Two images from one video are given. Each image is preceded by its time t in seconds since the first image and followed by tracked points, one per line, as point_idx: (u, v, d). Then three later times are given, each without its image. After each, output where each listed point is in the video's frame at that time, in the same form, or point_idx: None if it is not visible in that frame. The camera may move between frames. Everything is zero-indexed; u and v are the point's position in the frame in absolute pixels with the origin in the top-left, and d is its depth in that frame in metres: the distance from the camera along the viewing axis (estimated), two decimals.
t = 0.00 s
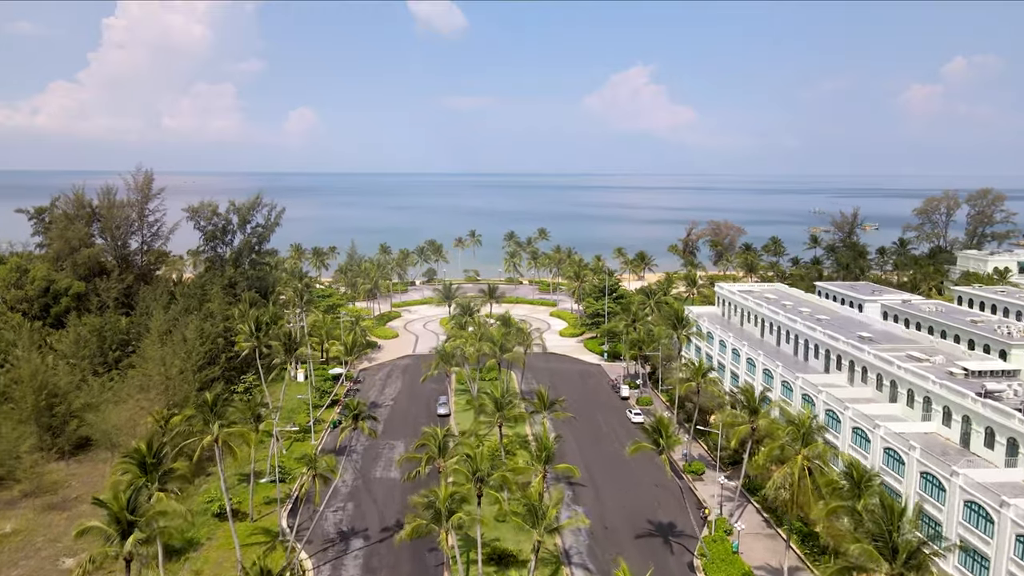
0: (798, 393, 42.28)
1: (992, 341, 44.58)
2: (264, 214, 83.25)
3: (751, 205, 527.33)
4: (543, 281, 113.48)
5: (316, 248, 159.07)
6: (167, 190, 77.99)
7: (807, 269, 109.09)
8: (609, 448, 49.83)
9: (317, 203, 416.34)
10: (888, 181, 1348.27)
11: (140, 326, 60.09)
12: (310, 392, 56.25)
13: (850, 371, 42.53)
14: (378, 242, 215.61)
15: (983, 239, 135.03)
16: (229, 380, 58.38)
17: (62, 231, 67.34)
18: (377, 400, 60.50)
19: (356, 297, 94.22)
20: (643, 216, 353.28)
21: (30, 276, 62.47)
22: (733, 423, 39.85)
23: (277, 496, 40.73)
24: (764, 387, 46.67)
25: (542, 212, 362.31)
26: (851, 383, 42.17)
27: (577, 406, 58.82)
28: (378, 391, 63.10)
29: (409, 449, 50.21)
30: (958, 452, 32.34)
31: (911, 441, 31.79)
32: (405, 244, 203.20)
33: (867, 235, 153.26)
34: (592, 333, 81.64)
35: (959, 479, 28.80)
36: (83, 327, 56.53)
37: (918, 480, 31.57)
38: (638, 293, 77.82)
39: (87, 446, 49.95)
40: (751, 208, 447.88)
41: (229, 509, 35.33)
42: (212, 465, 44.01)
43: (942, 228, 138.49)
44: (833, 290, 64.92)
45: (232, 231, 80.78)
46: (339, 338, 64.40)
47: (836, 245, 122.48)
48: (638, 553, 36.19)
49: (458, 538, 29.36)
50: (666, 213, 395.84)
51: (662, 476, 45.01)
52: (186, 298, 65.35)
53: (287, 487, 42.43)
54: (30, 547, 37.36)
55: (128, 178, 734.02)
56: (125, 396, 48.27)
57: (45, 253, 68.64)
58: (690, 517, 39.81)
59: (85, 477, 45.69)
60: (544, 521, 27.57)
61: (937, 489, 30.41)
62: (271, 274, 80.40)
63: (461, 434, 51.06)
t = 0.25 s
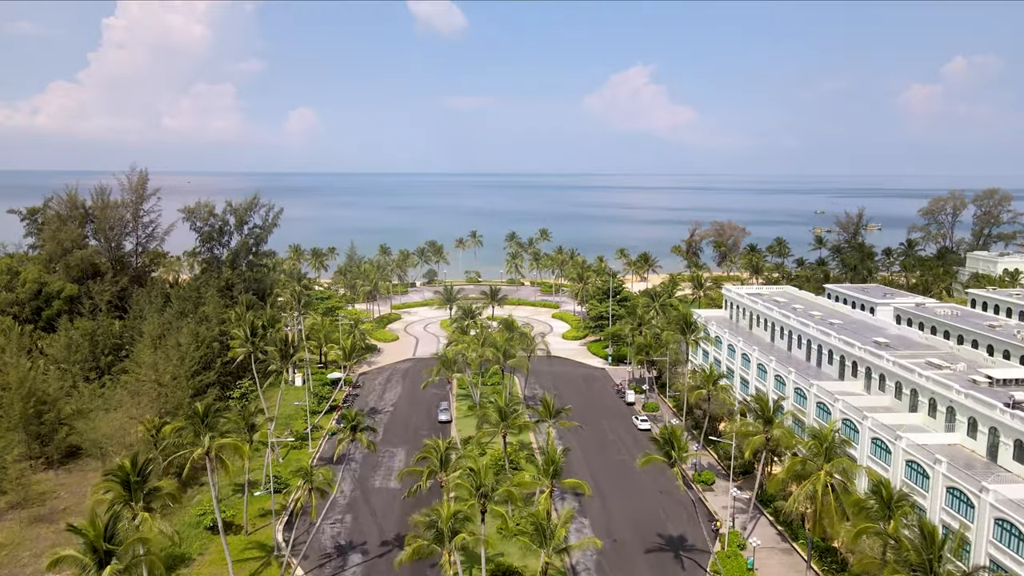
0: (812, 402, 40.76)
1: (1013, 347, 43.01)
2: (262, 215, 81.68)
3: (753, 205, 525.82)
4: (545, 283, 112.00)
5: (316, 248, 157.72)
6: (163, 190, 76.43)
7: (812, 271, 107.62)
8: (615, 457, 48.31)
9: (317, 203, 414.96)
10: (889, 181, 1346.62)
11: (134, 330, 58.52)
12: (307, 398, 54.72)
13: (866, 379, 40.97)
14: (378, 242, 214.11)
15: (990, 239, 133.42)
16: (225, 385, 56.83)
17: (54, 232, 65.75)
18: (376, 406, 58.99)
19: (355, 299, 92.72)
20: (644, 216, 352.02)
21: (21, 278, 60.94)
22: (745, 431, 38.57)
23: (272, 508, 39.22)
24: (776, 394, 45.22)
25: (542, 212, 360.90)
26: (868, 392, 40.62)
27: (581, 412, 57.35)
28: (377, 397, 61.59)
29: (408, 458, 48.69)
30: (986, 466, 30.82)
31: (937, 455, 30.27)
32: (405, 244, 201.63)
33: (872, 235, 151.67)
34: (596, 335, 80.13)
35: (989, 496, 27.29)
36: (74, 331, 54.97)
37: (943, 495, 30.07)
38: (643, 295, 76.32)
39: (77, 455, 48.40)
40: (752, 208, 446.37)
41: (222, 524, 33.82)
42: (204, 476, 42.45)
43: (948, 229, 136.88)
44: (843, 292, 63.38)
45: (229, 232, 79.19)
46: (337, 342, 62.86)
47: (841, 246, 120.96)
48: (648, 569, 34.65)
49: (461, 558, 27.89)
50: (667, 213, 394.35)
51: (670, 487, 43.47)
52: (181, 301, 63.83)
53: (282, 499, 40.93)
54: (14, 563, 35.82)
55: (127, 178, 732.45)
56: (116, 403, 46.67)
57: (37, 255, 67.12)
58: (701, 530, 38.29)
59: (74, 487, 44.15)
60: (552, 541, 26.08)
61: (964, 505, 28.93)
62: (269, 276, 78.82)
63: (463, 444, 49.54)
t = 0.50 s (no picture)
0: (828, 411, 39.29)
1: None
2: (259, 215, 80.15)
3: (754, 205, 524.25)
4: (547, 284, 110.49)
5: (315, 249, 156.45)
6: (158, 190, 74.89)
7: (818, 272, 106.21)
8: (621, 467, 46.77)
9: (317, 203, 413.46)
10: (890, 180, 1344.99)
11: (126, 334, 57.00)
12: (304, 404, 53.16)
13: (884, 388, 39.42)
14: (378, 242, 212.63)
15: (997, 240, 131.84)
16: (219, 391, 55.34)
17: (46, 233, 64.23)
18: (375, 412, 57.48)
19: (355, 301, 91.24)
20: (645, 216, 350.83)
21: (10, 281, 59.41)
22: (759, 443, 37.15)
23: (266, 521, 37.70)
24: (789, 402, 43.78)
25: (543, 212, 359.41)
26: (886, 401, 39.10)
27: (586, 418, 55.81)
28: (376, 402, 60.06)
29: (408, 467, 47.20)
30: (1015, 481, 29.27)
31: (963, 470, 28.75)
32: (405, 245, 200.11)
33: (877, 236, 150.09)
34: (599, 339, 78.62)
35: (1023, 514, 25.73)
36: (65, 335, 53.46)
37: (971, 512, 28.52)
38: (648, 298, 74.87)
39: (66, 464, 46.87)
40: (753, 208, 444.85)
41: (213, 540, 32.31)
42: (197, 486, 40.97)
43: (954, 229, 135.28)
44: (854, 295, 61.82)
45: (226, 233, 77.65)
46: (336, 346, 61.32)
47: (847, 247, 119.39)
48: None
49: None
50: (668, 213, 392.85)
51: (679, 498, 41.96)
52: (176, 304, 62.33)
53: (278, 511, 39.41)
54: None
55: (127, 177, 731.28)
56: (106, 410, 45.15)
57: (28, 257, 65.62)
58: (713, 545, 36.76)
59: (61, 498, 42.62)
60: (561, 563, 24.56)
61: (994, 522, 27.37)
62: (266, 279, 77.29)
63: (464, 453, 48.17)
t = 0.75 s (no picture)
0: (844, 420, 37.84)
1: None
2: (256, 217, 78.64)
3: (755, 205, 522.50)
4: (549, 286, 109.08)
5: (315, 249, 155.09)
6: (152, 191, 73.35)
7: (823, 273, 104.74)
8: (629, 477, 45.28)
9: (316, 203, 411.98)
10: (890, 180, 1343.57)
11: (118, 339, 55.53)
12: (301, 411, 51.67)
13: (903, 397, 37.86)
14: (377, 243, 211.08)
15: (1003, 241, 130.32)
16: (214, 398, 53.81)
17: (36, 235, 62.73)
18: (374, 419, 55.97)
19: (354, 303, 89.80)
20: (645, 215, 350.14)
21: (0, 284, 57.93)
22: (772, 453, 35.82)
23: (259, 535, 36.18)
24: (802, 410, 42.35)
25: (543, 212, 357.98)
26: (905, 410, 37.57)
27: (590, 427, 54.29)
28: (374, 408, 58.59)
29: (407, 476, 45.70)
30: None
31: (993, 486, 27.22)
32: (405, 245, 198.66)
33: (882, 236, 148.56)
34: (603, 342, 77.14)
35: None
36: (54, 340, 51.94)
37: (1001, 530, 27.01)
38: (653, 300, 73.37)
39: (54, 473, 45.41)
40: (754, 208, 443.17)
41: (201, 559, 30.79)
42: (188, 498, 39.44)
43: (960, 230, 133.72)
44: (863, 298, 60.37)
45: (222, 235, 76.13)
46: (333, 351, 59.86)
47: (853, 248, 117.85)
48: None
49: None
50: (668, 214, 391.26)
51: (689, 511, 40.49)
52: (170, 307, 60.86)
53: (271, 525, 37.87)
54: None
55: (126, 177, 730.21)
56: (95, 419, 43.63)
57: (20, 258, 64.15)
58: (726, 560, 35.31)
59: (47, 510, 41.16)
60: None
61: None
62: (263, 281, 75.87)
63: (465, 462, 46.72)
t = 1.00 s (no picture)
0: (861, 430, 36.45)
1: None
2: (252, 217, 77.18)
3: (755, 205, 520.86)
4: (550, 287, 107.58)
5: (314, 250, 153.66)
6: (146, 191, 71.84)
7: (829, 275, 103.18)
8: (635, 487, 43.81)
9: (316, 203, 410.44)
10: (891, 180, 1341.87)
11: (110, 344, 54.04)
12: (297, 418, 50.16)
13: (922, 406, 36.36)
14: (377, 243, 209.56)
15: (1010, 242, 128.68)
16: (207, 404, 52.27)
17: (27, 236, 61.24)
18: (373, 425, 54.45)
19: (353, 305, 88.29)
20: (646, 216, 348.51)
21: None
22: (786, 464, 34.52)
23: (252, 551, 34.70)
24: (816, 419, 40.97)
25: (543, 212, 356.25)
26: (924, 419, 36.13)
27: (594, 434, 52.80)
28: (372, 414, 57.07)
29: (407, 486, 44.23)
30: None
31: None
32: (405, 245, 197.14)
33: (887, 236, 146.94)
34: (606, 345, 75.65)
35: None
36: (43, 345, 50.43)
37: None
38: (658, 303, 71.85)
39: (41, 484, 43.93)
40: (756, 208, 441.40)
41: None
42: (178, 510, 37.96)
43: (967, 230, 132.06)
44: (874, 301, 58.84)
45: (218, 236, 74.63)
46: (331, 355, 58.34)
47: (859, 249, 116.24)
48: None
49: None
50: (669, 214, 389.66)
51: (699, 523, 39.04)
52: (163, 310, 59.36)
53: (265, 539, 36.39)
54: None
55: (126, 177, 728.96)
56: (83, 427, 42.13)
57: (10, 260, 62.67)
58: None
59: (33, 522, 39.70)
60: None
61: None
62: (260, 283, 74.39)
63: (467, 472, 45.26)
